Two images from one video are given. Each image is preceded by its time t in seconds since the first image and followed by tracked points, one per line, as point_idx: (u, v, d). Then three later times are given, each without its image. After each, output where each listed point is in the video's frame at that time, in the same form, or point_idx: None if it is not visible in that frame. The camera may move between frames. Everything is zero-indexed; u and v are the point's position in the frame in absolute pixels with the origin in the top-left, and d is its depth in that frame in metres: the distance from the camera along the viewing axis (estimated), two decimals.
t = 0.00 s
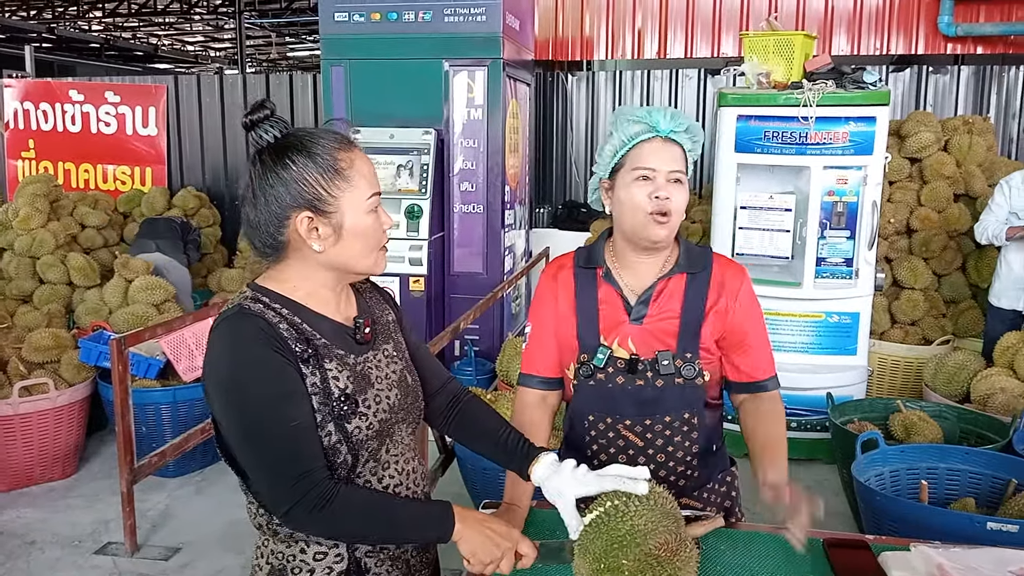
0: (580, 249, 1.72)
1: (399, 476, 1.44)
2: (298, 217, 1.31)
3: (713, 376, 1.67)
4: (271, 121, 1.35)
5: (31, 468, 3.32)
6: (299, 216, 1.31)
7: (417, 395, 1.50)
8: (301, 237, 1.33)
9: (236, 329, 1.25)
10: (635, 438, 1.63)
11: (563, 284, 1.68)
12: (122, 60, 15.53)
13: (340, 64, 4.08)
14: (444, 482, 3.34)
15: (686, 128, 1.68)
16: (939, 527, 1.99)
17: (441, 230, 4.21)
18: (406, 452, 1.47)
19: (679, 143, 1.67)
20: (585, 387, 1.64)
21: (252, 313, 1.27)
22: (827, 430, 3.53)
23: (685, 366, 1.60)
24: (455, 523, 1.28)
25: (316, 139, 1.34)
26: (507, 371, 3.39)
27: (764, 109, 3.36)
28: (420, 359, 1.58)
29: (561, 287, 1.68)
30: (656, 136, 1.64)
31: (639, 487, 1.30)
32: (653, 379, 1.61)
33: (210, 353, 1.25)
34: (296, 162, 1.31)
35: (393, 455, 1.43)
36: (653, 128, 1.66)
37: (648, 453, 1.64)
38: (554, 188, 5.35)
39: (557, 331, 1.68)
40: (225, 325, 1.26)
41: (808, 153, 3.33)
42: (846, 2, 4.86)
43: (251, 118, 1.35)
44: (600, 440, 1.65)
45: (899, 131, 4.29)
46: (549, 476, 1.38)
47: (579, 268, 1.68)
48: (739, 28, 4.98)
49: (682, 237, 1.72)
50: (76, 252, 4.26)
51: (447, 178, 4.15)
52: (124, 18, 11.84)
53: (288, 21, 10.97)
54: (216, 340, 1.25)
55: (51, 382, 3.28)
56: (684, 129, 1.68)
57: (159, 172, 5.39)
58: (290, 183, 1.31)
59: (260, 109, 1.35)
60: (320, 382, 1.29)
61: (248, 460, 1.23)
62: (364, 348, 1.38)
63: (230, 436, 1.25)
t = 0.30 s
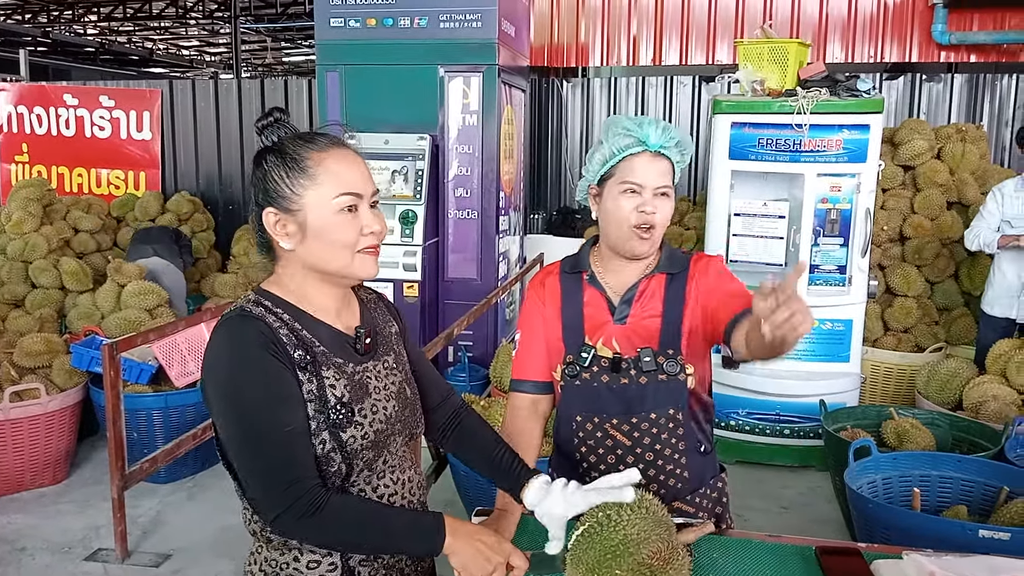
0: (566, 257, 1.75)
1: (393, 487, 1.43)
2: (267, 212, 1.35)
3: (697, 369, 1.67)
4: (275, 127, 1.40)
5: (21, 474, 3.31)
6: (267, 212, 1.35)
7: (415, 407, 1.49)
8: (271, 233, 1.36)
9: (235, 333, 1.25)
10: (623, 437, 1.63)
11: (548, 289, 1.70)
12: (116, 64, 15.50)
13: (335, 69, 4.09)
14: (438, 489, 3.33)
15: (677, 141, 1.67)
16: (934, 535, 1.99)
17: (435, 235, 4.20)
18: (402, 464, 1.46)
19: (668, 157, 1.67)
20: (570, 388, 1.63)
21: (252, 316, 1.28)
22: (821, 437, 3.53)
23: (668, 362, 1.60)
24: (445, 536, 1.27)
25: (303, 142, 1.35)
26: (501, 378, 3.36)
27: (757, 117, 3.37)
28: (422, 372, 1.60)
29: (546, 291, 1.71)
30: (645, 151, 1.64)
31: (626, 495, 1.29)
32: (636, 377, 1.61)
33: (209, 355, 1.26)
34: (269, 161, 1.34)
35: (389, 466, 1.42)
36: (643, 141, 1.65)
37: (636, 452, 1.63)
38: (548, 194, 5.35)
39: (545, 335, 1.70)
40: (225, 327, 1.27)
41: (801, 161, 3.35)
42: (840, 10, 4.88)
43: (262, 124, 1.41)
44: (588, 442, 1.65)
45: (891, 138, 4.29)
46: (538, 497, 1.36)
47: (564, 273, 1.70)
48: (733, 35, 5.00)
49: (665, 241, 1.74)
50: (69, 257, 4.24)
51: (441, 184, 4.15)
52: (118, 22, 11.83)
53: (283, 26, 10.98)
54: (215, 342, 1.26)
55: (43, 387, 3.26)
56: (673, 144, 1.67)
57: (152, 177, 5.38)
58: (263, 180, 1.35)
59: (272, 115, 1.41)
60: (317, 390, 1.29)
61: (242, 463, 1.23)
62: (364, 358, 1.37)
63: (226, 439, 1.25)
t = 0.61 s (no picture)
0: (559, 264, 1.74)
1: (394, 494, 1.42)
2: (270, 216, 1.37)
3: (692, 371, 1.66)
4: (287, 133, 1.41)
5: (19, 481, 3.30)
6: (270, 216, 1.37)
7: (420, 416, 1.49)
8: (274, 236, 1.38)
9: (245, 329, 1.26)
10: (618, 445, 1.63)
11: (541, 297, 1.71)
12: (115, 70, 15.53)
13: (333, 75, 4.08)
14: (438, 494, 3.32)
15: (661, 147, 1.65)
16: (932, 540, 1.97)
17: (433, 241, 4.20)
18: (404, 472, 1.45)
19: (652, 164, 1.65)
20: (564, 395, 1.64)
21: (261, 314, 1.29)
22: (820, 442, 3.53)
23: (661, 368, 1.61)
24: (449, 541, 1.25)
25: (306, 147, 1.36)
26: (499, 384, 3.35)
27: (756, 121, 3.38)
28: (431, 378, 1.58)
29: (540, 300, 1.71)
30: (626, 161, 1.63)
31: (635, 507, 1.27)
32: (631, 384, 1.61)
33: (217, 350, 1.26)
34: (273, 167, 1.36)
35: (390, 473, 1.41)
36: (624, 152, 1.63)
37: (632, 459, 1.63)
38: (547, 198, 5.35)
39: (539, 343, 1.70)
40: (234, 324, 1.27)
41: (800, 165, 3.34)
42: (838, 15, 4.89)
43: (280, 129, 1.43)
44: (585, 449, 1.65)
45: (889, 142, 4.30)
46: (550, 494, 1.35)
47: (557, 282, 1.70)
48: (731, 40, 5.01)
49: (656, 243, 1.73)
50: (67, 263, 4.24)
51: (440, 189, 4.15)
52: (117, 28, 11.86)
53: (282, 32, 11.02)
54: (224, 338, 1.26)
55: (41, 394, 3.26)
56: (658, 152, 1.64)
57: (151, 182, 5.38)
58: (267, 186, 1.37)
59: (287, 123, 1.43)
60: (324, 390, 1.29)
61: (246, 460, 1.23)
62: (372, 363, 1.37)
63: (231, 435, 1.25)
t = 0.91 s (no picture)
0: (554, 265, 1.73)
1: (389, 493, 1.41)
2: (269, 214, 1.36)
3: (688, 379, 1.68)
4: (287, 131, 1.41)
5: (10, 479, 3.28)
6: (269, 213, 1.36)
7: (417, 415, 1.48)
8: (272, 233, 1.38)
9: (240, 325, 1.25)
10: (612, 448, 1.64)
11: (535, 299, 1.70)
12: (107, 66, 15.47)
13: (328, 73, 4.07)
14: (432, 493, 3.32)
15: (642, 152, 1.64)
16: (926, 540, 1.98)
17: (427, 240, 4.19)
18: (401, 471, 1.44)
19: (636, 169, 1.63)
20: (558, 398, 1.65)
21: (258, 311, 1.28)
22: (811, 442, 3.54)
23: (657, 373, 1.61)
24: (440, 543, 1.25)
25: (307, 145, 1.35)
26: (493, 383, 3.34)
27: (750, 121, 3.38)
28: (429, 376, 1.57)
29: (534, 302, 1.70)
30: (605, 168, 1.63)
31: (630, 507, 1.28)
32: (625, 388, 1.62)
33: (213, 347, 1.25)
34: (272, 164, 1.35)
35: (386, 472, 1.40)
36: (601, 159, 1.65)
37: (626, 463, 1.64)
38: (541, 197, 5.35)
39: (531, 344, 1.69)
40: (231, 321, 1.27)
41: (794, 166, 3.34)
42: (832, 16, 4.90)
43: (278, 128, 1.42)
44: (578, 452, 1.66)
45: (883, 143, 4.31)
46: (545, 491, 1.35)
47: (552, 283, 1.70)
48: (726, 40, 5.02)
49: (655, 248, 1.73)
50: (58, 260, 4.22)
51: (434, 188, 4.14)
52: (109, 23, 11.80)
53: (275, 29, 11.00)
54: (219, 335, 1.25)
55: (32, 392, 3.24)
56: (638, 157, 1.64)
57: (144, 180, 5.35)
58: (266, 183, 1.36)
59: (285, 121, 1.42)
60: (319, 387, 1.28)
61: (240, 458, 1.22)
62: (368, 360, 1.37)
63: (225, 432, 1.24)
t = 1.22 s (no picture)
0: (552, 268, 1.74)
1: (382, 496, 1.41)
2: (263, 216, 1.35)
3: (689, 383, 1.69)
4: (275, 133, 1.41)
5: None
6: (263, 215, 1.35)
7: (410, 416, 1.48)
8: (265, 236, 1.36)
9: (230, 330, 1.24)
10: (611, 449, 1.64)
11: (535, 301, 1.70)
12: (100, 68, 15.44)
13: (320, 75, 4.07)
14: (425, 495, 3.32)
15: (641, 164, 1.65)
16: (917, 542, 1.99)
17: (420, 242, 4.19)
18: (393, 473, 1.44)
19: (636, 181, 1.63)
20: (559, 398, 1.65)
21: (248, 315, 1.27)
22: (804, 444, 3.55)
23: (661, 374, 1.62)
24: (431, 547, 1.25)
25: (301, 147, 1.35)
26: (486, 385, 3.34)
27: (742, 125, 3.39)
28: (423, 376, 1.55)
29: (533, 304, 1.70)
30: (605, 181, 1.63)
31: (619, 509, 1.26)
32: (629, 388, 1.62)
33: (203, 352, 1.24)
34: (265, 167, 1.34)
35: (378, 474, 1.40)
36: (599, 171, 1.65)
37: (624, 464, 1.64)
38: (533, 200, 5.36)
39: (529, 346, 1.69)
40: (221, 324, 1.26)
41: (785, 169, 3.36)
42: (824, 20, 4.92)
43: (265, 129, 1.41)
44: (575, 453, 1.66)
45: (875, 147, 4.33)
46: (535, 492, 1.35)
47: (552, 284, 1.70)
48: (718, 43, 5.03)
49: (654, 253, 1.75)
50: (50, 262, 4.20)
51: (427, 191, 4.14)
52: (101, 25, 11.79)
53: (268, 31, 11.01)
54: (209, 339, 1.24)
55: (23, 394, 3.23)
56: (638, 169, 1.65)
57: (135, 182, 5.33)
58: (259, 186, 1.35)
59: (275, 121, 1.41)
60: (310, 391, 1.28)
61: (229, 463, 1.21)
62: (360, 362, 1.37)
63: (214, 437, 1.23)
